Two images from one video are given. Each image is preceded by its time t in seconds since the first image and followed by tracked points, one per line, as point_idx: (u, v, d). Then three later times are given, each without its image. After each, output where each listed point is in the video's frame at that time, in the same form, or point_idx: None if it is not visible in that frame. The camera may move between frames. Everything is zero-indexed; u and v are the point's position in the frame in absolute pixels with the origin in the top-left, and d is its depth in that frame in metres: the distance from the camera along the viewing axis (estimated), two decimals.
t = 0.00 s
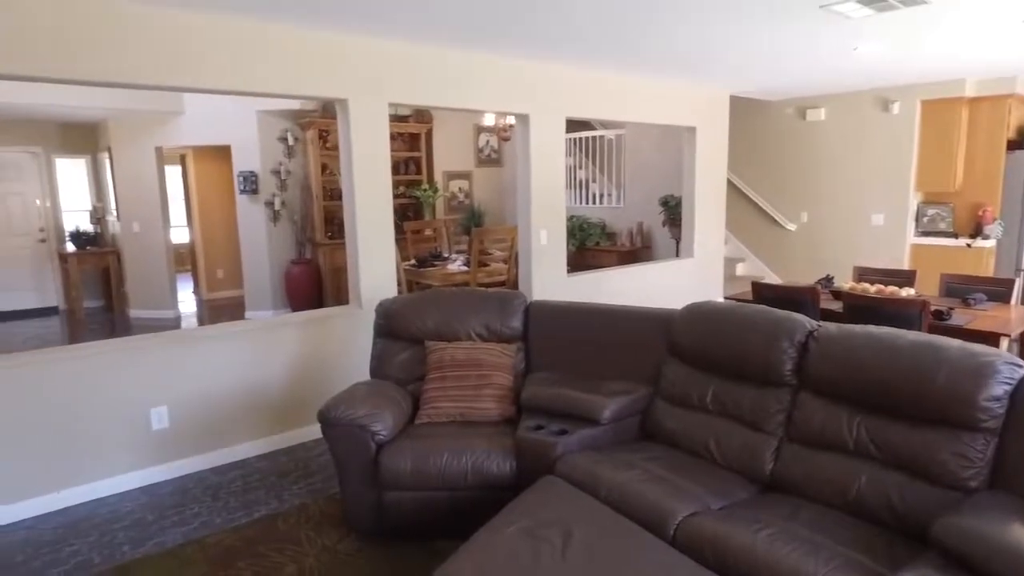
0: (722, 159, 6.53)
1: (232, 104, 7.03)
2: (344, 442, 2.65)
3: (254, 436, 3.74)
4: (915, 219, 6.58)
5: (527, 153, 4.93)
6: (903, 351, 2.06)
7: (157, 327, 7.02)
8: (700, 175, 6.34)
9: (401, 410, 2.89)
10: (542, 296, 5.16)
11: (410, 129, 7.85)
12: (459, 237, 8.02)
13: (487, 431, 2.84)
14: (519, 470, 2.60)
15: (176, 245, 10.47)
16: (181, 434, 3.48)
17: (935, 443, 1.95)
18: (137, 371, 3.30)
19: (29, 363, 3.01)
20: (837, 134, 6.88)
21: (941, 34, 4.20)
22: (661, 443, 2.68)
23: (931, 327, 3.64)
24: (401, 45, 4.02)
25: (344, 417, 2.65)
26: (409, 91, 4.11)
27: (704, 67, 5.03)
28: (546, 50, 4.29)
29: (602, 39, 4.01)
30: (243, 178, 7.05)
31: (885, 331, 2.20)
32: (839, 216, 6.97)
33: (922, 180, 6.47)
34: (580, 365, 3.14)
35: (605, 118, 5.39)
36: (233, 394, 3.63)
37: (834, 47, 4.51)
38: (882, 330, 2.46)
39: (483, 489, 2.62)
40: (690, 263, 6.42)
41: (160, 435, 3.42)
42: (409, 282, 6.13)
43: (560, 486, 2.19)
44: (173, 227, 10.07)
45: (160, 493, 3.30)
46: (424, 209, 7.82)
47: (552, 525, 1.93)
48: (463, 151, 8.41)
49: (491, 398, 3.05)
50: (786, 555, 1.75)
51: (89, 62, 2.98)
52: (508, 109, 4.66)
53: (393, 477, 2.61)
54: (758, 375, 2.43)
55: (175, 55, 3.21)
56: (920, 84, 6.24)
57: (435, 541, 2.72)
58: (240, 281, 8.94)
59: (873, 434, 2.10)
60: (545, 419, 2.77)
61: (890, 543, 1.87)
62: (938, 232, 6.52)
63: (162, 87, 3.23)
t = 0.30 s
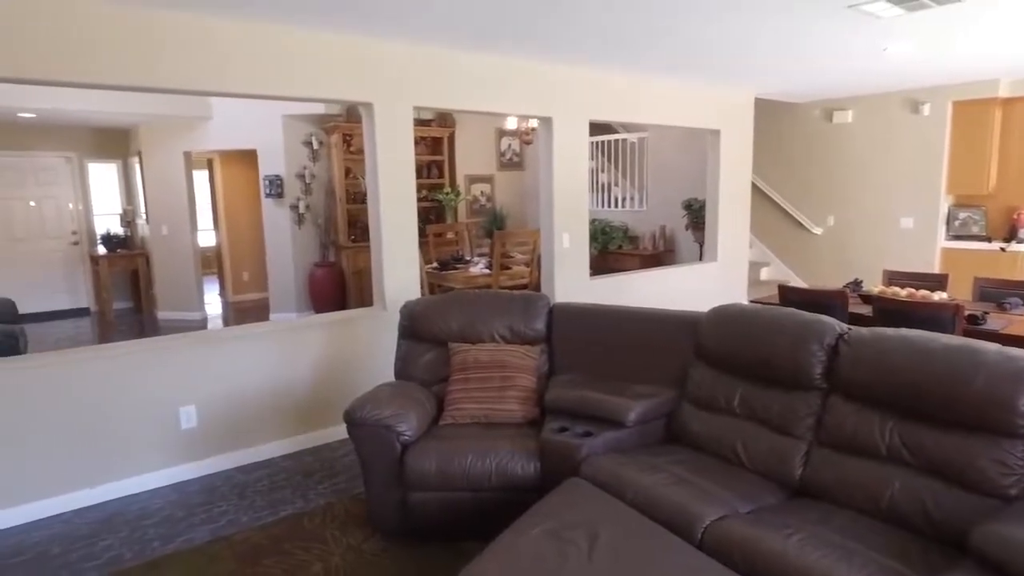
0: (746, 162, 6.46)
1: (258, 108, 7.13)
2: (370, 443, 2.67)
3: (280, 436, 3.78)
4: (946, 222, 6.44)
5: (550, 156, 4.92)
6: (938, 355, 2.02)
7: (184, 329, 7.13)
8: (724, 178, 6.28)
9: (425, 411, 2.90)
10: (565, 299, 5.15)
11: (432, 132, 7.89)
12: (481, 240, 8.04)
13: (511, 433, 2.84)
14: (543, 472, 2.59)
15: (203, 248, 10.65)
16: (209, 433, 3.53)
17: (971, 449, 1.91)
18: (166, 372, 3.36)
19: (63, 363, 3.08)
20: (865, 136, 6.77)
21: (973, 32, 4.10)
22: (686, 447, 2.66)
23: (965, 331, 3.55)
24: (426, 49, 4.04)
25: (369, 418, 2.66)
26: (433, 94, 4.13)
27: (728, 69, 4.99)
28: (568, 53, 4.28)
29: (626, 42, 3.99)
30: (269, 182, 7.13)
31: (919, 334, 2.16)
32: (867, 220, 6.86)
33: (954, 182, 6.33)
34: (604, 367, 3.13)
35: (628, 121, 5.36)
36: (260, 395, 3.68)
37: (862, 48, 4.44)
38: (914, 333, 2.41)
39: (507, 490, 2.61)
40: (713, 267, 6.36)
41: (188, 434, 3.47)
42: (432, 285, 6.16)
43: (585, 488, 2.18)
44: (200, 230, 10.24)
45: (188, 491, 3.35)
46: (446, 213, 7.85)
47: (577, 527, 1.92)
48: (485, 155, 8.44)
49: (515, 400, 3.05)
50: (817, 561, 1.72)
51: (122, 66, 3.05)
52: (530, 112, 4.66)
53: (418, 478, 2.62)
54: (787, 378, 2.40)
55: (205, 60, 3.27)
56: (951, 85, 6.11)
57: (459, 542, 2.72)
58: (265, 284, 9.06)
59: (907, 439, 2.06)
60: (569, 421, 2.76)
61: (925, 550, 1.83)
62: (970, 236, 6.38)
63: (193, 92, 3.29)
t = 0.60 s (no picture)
0: (771, 164, 6.38)
1: (283, 113, 7.22)
2: (395, 443, 2.68)
3: (305, 435, 3.82)
4: (978, 225, 6.29)
5: (573, 159, 4.91)
6: (974, 359, 1.98)
7: (210, 330, 7.24)
8: (749, 181, 6.21)
9: (449, 412, 2.90)
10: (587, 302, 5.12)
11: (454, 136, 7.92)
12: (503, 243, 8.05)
13: (534, 435, 2.83)
14: (568, 474, 2.58)
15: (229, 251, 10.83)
16: (236, 432, 3.58)
17: (1009, 455, 1.87)
18: (194, 372, 3.42)
19: (95, 362, 3.14)
20: (895, 138, 6.65)
21: (1007, 31, 4.01)
22: (713, 450, 2.63)
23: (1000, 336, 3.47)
24: (451, 53, 4.06)
25: (394, 418, 2.68)
26: (456, 97, 4.15)
27: (752, 70, 4.94)
28: (592, 55, 4.26)
29: (650, 43, 3.96)
30: (294, 186, 7.20)
31: (954, 337, 2.11)
32: (896, 223, 6.74)
33: (987, 184, 6.18)
34: (628, 370, 3.10)
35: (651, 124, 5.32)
36: (286, 395, 3.72)
37: (892, 47, 4.36)
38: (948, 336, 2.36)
39: (531, 492, 2.61)
40: (737, 270, 6.29)
41: (216, 433, 3.52)
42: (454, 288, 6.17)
43: (610, 490, 2.16)
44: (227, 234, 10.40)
45: (215, 489, 3.39)
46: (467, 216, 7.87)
47: (603, 529, 1.91)
48: (507, 158, 8.45)
49: (538, 402, 3.04)
50: (850, 567, 1.69)
51: (155, 71, 3.12)
52: (553, 115, 4.65)
53: (442, 478, 2.62)
54: (816, 381, 2.36)
55: (235, 65, 3.32)
56: (984, 86, 5.97)
57: (483, 543, 2.72)
58: (289, 287, 9.16)
59: (942, 444, 2.02)
60: (593, 424, 2.74)
61: (961, 558, 1.79)
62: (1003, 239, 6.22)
63: (222, 96, 3.34)
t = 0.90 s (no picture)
0: (797, 166, 6.30)
1: (309, 116, 7.31)
2: (419, 443, 2.69)
3: (330, 435, 3.85)
4: (1012, 228, 6.14)
5: (596, 161, 4.89)
6: (1012, 363, 1.93)
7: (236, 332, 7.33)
8: (775, 183, 6.14)
9: (473, 413, 2.91)
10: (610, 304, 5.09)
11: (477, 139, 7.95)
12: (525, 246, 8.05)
13: (558, 436, 2.82)
14: (592, 476, 2.57)
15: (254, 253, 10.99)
16: (262, 431, 3.62)
17: None
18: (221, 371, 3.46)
19: (127, 360, 3.20)
20: (925, 139, 6.52)
21: None
22: (739, 454, 2.59)
23: None
24: (476, 56, 4.07)
25: (419, 417, 2.69)
26: (480, 100, 4.16)
27: (777, 71, 4.88)
28: (615, 57, 4.25)
29: (676, 45, 3.93)
30: (318, 189, 7.28)
31: (989, 341, 2.07)
32: (925, 226, 6.61)
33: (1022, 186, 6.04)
34: (652, 372, 3.08)
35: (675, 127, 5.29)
36: (311, 394, 3.75)
37: (923, 47, 4.28)
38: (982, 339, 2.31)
39: (555, 493, 2.60)
40: (762, 273, 6.21)
41: (243, 432, 3.56)
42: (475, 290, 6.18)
43: (635, 492, 2.15)
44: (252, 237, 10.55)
45: (242, 487, 3.43)
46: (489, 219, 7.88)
47: (630, 530, 1.89)
48: (529, 162, 8.46)
49: (562, 404, 3.03)
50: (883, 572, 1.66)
51: (186, 75, 3.16)
52: (577, 117, 4.64)
53: (466, 478, 2.63)
54: (847, 385, 2.32)
55: (264, 70, 3.37)
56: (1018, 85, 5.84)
57: (507, 544, 2.72)
58: (312, 289, 9.25)
59: (978, 449, 1.98)
60: (618, 425, 2.72)
61: (999, 566, 1.75)
62: None
63: (249, 99, 3.39)
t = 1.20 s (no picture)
0: (825, 167, 6.20)
1: (335, 121, 7.39)
2: (444, 443, 2.70)
3: (355, 435, 3.88)
4: None
5: (620, 164, 4.87)
6: None
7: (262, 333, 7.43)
8: (802, 186, 6.05)
9: (498, 415, 2.91)
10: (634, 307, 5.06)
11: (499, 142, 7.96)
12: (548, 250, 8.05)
13: (583, 438, 2.81)
14: (618, 478, 2.55)
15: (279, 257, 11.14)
16: (289, 431, 3.66)
17: None
18: (249, 371, 3.51)
19: (159, 360, 3.26)
20: (958, 140, 6.38)
21: None
22: (767, 458, 2.56)
23: None
24: (500, 59, 4.08)
25: (444, 418, 2.69)
26: (505, 103, 4.16)
27: (805, 72, 4.82)
28: (639, 59, 4.22)
29: (701, 46, 3.89)
30: (343, 193, 7.36)
31: None
32: (958, 229, 6.46)
33: None
34: (678, 375, 3.05)
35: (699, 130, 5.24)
36: (337, 395, 3.79)
37: (956, 46, 4.19)
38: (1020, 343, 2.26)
39: (580, 495, 2.59)
40: (789, 277, 6.12)
41: (270, 431, 3.61)
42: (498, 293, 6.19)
43: (662, 495, 2.13)
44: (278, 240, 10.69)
45: (269, 486, 3.47)
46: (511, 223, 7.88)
47: (657, 533, 1.88)
48: (552, 165, 8.46)
49: (587, 406, 3.02)
50: None
51: (216, 81, 3.23)
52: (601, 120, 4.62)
53: (491, 480, 2.63)
54: (880, 389, 2.28)
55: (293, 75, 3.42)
56: None
57: (531, 546, 2.71)
58: (336, 292, 9.33)
59: (1017, 455, 1.93)
60: (644, 428, 2.70)
61: None
62: None
63: (278, 103, 3.44)
